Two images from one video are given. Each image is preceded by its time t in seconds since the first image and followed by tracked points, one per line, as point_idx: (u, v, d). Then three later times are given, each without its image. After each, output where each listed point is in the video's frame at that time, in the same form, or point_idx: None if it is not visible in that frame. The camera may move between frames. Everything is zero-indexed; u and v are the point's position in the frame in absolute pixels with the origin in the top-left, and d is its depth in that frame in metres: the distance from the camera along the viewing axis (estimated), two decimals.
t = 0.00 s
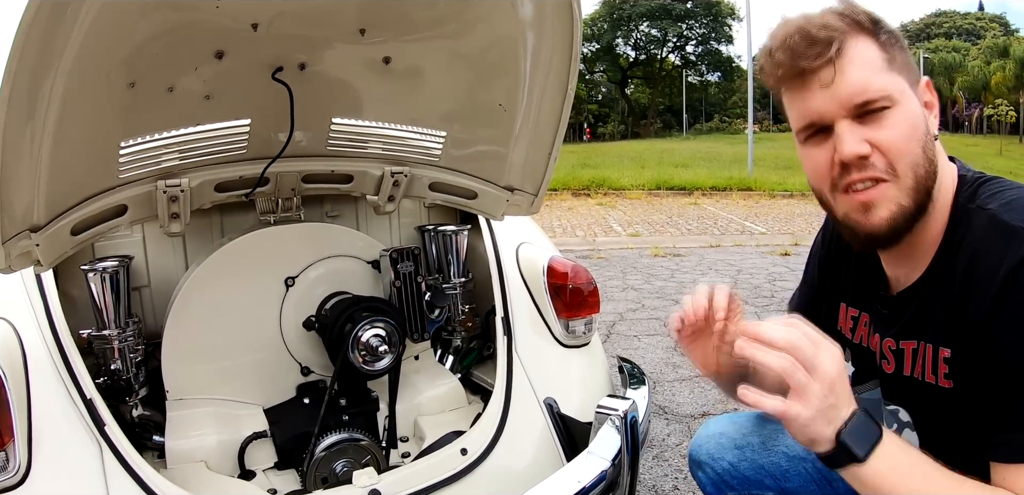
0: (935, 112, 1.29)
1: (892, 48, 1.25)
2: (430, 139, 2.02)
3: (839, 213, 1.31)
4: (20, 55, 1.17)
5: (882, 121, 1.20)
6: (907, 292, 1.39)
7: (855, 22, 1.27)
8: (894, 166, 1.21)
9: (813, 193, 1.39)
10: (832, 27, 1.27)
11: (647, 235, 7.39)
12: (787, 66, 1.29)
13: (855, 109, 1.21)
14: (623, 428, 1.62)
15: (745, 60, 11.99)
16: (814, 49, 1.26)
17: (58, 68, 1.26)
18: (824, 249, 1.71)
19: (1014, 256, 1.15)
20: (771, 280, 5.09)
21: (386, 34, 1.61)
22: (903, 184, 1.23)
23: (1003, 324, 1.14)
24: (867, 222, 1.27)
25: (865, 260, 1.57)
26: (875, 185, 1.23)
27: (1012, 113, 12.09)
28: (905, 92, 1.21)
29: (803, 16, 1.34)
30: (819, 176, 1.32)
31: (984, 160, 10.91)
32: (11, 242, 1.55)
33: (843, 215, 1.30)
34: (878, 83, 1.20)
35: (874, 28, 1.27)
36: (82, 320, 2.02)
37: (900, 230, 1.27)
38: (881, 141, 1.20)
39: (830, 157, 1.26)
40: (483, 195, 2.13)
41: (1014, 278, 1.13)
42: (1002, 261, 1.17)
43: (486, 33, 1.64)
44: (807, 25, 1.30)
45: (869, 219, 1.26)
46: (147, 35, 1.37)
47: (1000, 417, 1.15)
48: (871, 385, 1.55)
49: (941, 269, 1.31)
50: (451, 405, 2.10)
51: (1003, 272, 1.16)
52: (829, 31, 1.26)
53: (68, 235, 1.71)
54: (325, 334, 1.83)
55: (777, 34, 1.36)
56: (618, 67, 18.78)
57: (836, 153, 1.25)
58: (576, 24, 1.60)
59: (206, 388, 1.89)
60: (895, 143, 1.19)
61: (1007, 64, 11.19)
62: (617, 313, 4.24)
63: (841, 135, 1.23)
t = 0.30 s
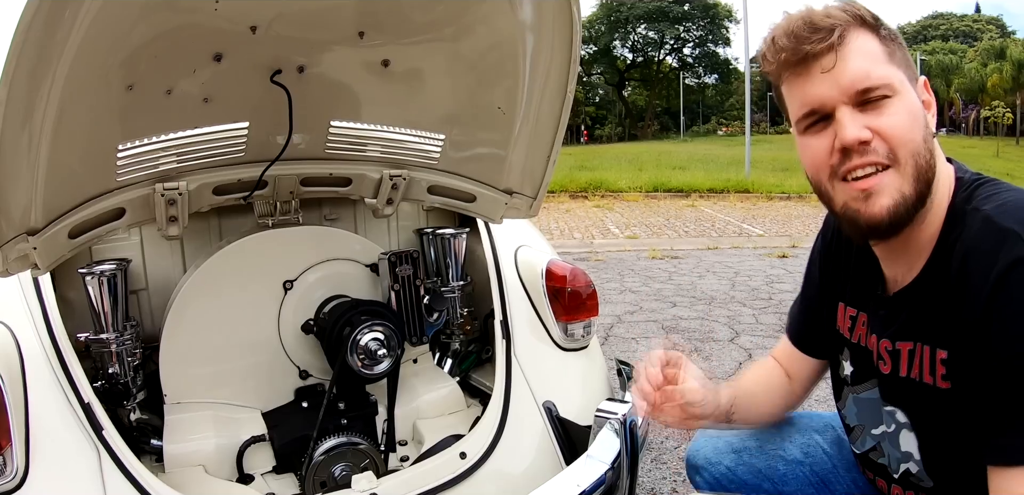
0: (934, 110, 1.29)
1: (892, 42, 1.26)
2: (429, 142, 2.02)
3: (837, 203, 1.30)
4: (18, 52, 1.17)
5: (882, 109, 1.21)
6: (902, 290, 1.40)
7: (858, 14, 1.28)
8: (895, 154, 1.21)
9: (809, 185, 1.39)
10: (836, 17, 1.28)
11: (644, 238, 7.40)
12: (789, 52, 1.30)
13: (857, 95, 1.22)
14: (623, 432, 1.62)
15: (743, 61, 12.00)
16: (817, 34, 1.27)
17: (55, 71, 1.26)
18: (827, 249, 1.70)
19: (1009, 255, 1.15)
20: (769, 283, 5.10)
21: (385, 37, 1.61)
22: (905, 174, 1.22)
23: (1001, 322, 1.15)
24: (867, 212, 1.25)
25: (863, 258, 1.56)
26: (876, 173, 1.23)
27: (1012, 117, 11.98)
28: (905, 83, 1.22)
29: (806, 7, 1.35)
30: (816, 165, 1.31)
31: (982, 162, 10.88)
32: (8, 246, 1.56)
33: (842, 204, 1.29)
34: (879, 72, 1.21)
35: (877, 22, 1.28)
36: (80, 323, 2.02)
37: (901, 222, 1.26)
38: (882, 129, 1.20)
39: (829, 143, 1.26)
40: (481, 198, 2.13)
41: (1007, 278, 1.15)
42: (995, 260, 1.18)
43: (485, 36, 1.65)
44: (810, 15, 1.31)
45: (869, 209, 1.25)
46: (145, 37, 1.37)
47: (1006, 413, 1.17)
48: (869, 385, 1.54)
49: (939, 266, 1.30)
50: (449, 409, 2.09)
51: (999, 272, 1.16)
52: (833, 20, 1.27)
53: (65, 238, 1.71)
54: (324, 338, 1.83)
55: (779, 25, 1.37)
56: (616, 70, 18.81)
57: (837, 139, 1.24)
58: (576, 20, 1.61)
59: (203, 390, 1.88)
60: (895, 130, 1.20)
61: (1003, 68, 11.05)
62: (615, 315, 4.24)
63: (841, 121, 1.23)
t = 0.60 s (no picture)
0: (923, 128, 1.32)
1: (881, 63, 1.28)
2: (425, 152, 2.03)
3: (832, 229, 1.31)
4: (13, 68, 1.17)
5: (875, 134, 1.22)
6: (893, 308, 1.39)
7: (845, 36, 1.29)
8: (888, 180, 1.22)
9: (803, 210, 1.40)
10: (824, 40, 1.28)
11: (641, 242, 7.41)
12: (778, 78, 1.30)
13: (849, 120, 1.23)
14: (618, 440, 1.61)
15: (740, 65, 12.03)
16: (806, 61, 1.27)
17: (52, 82, 1.26)
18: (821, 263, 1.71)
19: (999, 269, 1.18)
20: (766, 287, 5.10)
21: (380, 47, 1.62)
22: (899, 199, 1.24)
23: (993, 337, 1.17)
24: (863, 238, 1.27)
25: (853, 277, 1.57)
26: (870, 199, 1.24)
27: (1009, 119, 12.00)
28: (895, 105, 1.24)
29: (792, 30, 1.35)
30: (810, 191, 1.32)
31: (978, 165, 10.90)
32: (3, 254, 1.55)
33: (837, 230, 1.30)
34: (870, 96, 1.23)
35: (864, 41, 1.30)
36: (76, 332, 2.02)
37: (897, 246, 1.27)
38: (875, 154, 1.22)
39: (823, 171, 1.27)
40: (476, 207, 2.14)
41: (996, 292, 1.17)
42: (985, 274, 1.20)
43: (480, 46, 1.66)
44: (797, 39, 1.32)
45: (865, 234, 1.26)
46: (141, 48, 1.38)
47: (998, 426, 1.18)
48: (861, 400, 1.55)
49: (928, 285, 1.31)
50: (444, 416, 2.09)
51: (986, 289, 1.19)
52: (821, 44, 1.28)
53: (62, 248, 1.71)
54: (319, 347, 1.84)
55: (765, 49, 1.37)
56: (613, 74, 18.84)
57: (830, 166, 1.25)
58: (570, 31, 1.60)
59: (200, 399, 1.89)
60: (889, 155, 1.21)
61: (1000, 69, 11.06)
62: (611, 321, 4.25)
63: (835, 147, 1.24)
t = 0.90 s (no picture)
0: (922, 137, 1.26)
1: (865, 77, 1.23)
2: (419, 161, 2.05)
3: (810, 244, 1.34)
4: (7, 83, 1.17)
5: (847, 158, 1.21)
6: (891, 318, 1.41)
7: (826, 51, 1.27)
8: (858, 205, 1.22)
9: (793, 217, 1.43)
10: (800, 59, 1.27)
11: (637, 248, 7.42)
12: (752, 99, 1.32)
13: (818, 145, 1.23)
14: (612, 447, 1.63)
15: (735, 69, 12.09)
16: (777, 84, 1.28)
17: (45, 94, 1.27)
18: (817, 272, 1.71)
19: (996, 276, 1.18)
20: (761, 292, 5.12)
21: (372, 57, 1.63)
22: (871, 222, 1.23)
23: (989, 343, 1.18)
24: (834, 257, 1.29)
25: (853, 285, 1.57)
26: (840, 222, 1.25)
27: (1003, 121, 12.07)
28: (875, 125, 1.20)
29: (775, 42, 1.34)
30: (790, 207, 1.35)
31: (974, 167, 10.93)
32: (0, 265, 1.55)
33: (814, 246, 1.33)
34: (842, 120, 1.21)
35: (847, 53, 1.26)
36: (71, 342, 2.02)
37: (869, 267, 1.28)
38: (843, 180, 1.22)
39: (796, 191, 1.30)
40: (469, 215, 2.14)
41: (994, 299, 1.17)
42: (983, 281, 1.21)
43: (471, 55, 1.67)
44: (776, 55, 1.31)
45: (836, 254, 1.29)
46: (134, 60, 1.38)
47: (993, 426, 1.19)
48: (858, 410, 1.55)
49: (928, 294, 1.31)
50: (440, 425, 2.10)
51: (984, 293, 1.19)
52: (796, 64, 1.27)
53: (57, 257, 1.71)
54: (314, 356, 1.84)
55: (749, 63, 1.38)
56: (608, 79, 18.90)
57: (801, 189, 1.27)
58: (560, 40, 1.62)
59: (196, 408, 1.88)
60: (858, 181, 1.20)
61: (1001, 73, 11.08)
62: (607, 327, 4.25)
63: (805, 170, 1.26)
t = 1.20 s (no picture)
0: (931, 134, 1.22)
1: (868, 66, 1.22)
2: (417, 164, 2.04)
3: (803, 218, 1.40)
4: (5, 84, 1.16)
5: (832, 143, 1.24)
6: (898, 316, 1.40)
7: (835, 36, 1.28)
8: (835, 189, 1.26)
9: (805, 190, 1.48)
10: (808, 39, 1.30)
11: (635, 250, 7.41)
12: (760, 74, 1.39)
13: (806, 125, 1.28)
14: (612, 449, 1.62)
15: (731, 71, 12.10)
16: (780, 62, 1.33)
17: (43, 95, 1.26)
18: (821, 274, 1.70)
19: (1008, 273, 1.17)
20: (760, 294, 5.12)
21: (371, 59, 1.62)
22: (847, 209, 1.26)
23: (1000, 341, 1.17)
24: (814, 235, 1.35)
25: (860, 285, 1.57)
26: (819, 202, 1.30)
27: (997, 122, 12.14)
28: (864, 115, 1.21)
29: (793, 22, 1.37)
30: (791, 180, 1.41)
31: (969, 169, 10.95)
32: None
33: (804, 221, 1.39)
34: (829, 105, 1.23)
35: (856, 39, 1.26)
36: (69, 346, 2.01)
37: (845, 251, 1.32)
38: (822, 164, 1.26)
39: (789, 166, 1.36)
40: (469, 217, 2.14)
41: (1006, 296, 1.16)
42: (993, 279, 1.20)
43: (470, 57, 1.66)
44: (789, 33, 1.35)
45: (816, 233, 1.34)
46: (132, 62, 1.38)
47: (1005, 424, 1.18)
48: (859, 409, 1.55)
49: (934, 291, 1.31)
50: (440, 427, 2.10)
51: (997, 289, 1.18)
52: (801, 44, 1.30)
53: (54, 261, 1.70)
54: (314, 359, 1.83)
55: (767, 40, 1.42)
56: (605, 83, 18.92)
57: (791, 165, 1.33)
58: (559, 40, 1.63)
59: (194, 412, 1.87)
60: (836, 167, 1.24)
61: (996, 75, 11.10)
62: (605, 330, 4.25)
63: (795, 147, 1.32)
